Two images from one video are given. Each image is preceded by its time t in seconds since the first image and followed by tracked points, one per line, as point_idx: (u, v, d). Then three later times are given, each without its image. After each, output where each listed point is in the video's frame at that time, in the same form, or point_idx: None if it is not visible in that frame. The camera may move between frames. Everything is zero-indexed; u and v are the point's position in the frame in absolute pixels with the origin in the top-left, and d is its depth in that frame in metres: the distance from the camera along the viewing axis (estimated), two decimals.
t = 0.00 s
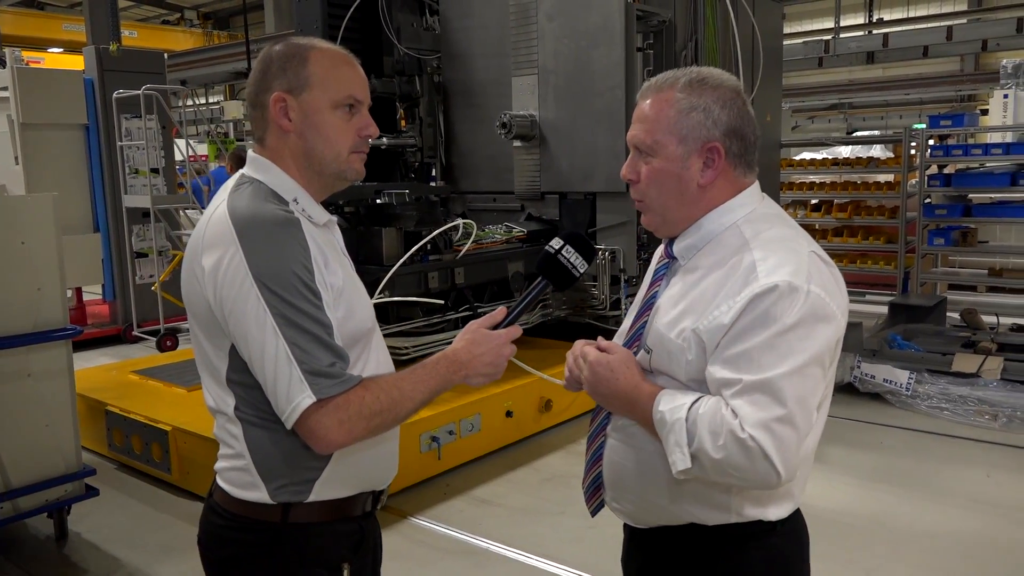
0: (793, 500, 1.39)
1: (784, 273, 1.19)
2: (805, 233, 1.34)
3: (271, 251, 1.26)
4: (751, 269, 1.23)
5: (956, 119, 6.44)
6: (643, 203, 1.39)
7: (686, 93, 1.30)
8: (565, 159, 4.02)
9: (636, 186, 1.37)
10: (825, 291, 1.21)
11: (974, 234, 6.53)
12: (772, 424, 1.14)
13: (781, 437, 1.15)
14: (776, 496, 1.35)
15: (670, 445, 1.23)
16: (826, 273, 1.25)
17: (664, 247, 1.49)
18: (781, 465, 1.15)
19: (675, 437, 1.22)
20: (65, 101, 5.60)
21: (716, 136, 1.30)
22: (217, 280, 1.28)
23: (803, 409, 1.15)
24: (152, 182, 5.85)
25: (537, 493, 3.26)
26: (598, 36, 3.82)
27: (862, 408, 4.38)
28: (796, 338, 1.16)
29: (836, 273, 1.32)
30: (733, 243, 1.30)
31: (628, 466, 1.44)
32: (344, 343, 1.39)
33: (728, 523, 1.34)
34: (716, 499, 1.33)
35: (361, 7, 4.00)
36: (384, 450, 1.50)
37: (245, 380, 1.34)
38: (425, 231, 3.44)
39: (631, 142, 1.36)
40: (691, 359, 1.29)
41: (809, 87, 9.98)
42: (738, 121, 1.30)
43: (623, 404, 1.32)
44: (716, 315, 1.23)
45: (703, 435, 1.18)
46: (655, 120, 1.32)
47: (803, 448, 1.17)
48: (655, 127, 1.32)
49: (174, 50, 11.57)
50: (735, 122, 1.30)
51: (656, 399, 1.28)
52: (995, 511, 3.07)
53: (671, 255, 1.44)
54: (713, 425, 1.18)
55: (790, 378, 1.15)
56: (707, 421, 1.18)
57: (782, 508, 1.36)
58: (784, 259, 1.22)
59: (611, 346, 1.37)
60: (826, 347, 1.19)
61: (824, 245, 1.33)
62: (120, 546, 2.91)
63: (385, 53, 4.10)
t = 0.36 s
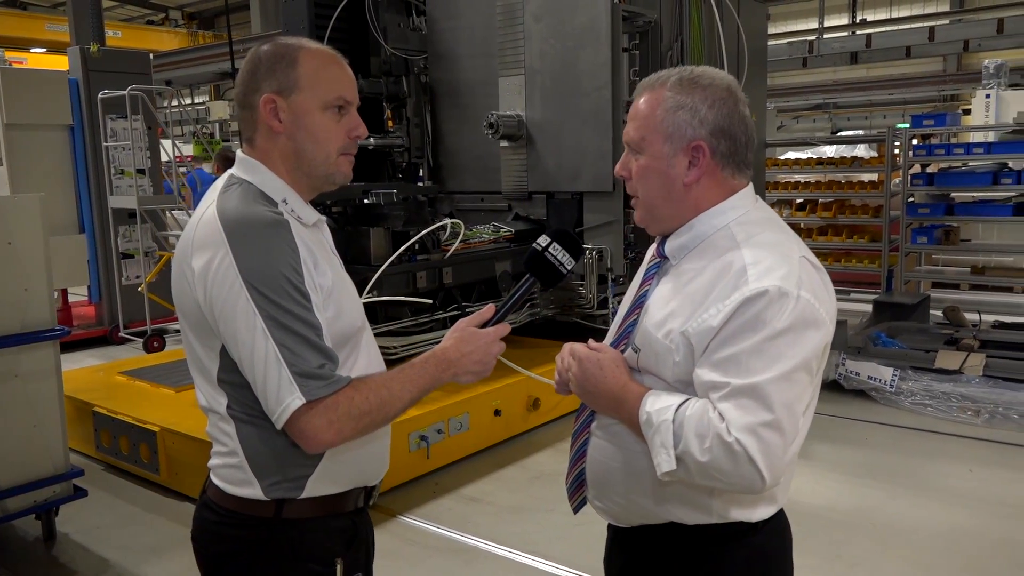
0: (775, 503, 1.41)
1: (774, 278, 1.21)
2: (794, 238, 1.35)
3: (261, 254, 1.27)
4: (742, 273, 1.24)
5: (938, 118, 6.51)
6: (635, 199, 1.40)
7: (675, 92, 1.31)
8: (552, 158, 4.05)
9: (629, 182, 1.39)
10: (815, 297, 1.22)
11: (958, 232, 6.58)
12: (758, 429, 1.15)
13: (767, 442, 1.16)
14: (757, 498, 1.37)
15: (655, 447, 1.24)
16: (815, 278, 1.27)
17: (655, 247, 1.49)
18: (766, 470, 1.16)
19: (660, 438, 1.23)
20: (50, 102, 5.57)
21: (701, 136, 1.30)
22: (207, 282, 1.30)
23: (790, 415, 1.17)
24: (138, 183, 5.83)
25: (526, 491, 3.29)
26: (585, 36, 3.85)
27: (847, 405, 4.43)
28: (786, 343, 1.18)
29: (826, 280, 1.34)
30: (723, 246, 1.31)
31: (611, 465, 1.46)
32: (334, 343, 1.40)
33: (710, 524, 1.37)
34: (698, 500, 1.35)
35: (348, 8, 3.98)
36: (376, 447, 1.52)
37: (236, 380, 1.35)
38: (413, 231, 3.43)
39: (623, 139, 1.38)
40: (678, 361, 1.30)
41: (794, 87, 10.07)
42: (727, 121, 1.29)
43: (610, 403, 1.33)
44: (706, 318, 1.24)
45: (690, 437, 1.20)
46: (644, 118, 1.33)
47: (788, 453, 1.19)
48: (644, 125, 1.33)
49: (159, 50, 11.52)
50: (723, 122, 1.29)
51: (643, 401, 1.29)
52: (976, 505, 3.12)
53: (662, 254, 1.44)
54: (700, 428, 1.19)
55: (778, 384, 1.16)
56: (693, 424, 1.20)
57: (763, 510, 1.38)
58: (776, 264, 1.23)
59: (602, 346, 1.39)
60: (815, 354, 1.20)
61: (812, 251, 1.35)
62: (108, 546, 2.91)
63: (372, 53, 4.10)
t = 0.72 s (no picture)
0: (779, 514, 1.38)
1: (779, 281, 1.19)
2: (800, 241, 1.34)
3: (255, 256, 1.27)
4: (746, 275, 1.23)
5: (931, 119, 6.54)
6: (642, 199, 1.39)
7: (685, 88, 1.31)
8: (547, 158, 4.05)
9: (636, 182, 1.38)
10: (821, 302, 1.21)
11: (949, 232, 6.64)
12: (759, 437, 1.14)
13: (768, 450, 1.15)
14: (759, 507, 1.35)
15: (653, 453, 1.23)
16: (821, 282, 1.25)
17: (660, 248, 1.48)
18: (765, 479, 1.15)
19: (659, 444, 1.22)
20: (42, 99, 5.54)
21: (714, 131, 1.30)
22: (201, 283, 1.30)
23: (792, 424, 1.16)
24: (131, 181, 5.82)
25: (520, 490, 3.29)
26: (579, 36, 3.85)
27: (840, 404, 4.44)
28: (789, 349, 1.16)
29: (834, 285, 1.32)
30: (728, 247, 1.30)
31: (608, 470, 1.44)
32: (328, 345, 1.40)
33: (710, 532, 1.35)
34: (697, 508, 1.33)
35: (342, 6, 3.96)
36: (369, 447, 1.52)
37: (227, 380, 1.35)
38: (407, 231, 3.41)
39: (631, 137, 1.37)
40: (680, 364, 1.29)
41: (787, 87, 10.09)
42: (738, 116, 1.30)
43: (608, 406, 1.33)
44: (709, 321, 1.23)
45: (688, 444, 1.19)
46: (655, 115, 1.32)
47: (790, 462, 1.17)
48: (654, 122, 1.32)
49: (151, 48, 11.48)
50: (735, 116, 1.30)
51: (641, 406, 1.27)
52: (966, 504, 3.14)
53: (667, 256, 1.44)
54: (698, 435, 1.18)
55: (781, 391, 1.15)
56: (692, 430, 1.19)
57: (766, 519, 1.36)
58: (781, 267, 1.22)
59: (604, 350, 1.40)
60: (819, 360, 1.19)
61: (819, 254, 1.33)
62: (101, 546, 2.90)
63: (366, 52, 4.09)
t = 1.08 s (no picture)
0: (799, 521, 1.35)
1: (795, 285, 1.17)
2: (813, 244, 1.32)
3: (243, 258, 1.26)
4: (760, 278, 1.21)
5: (926, 120, 6.55)
6: (658, 189, 1.37)
7: (712, 81, 1.31)
8: (542, 159, 4.05)
9: (653, 172, 1.36)
10: (837, 305, 1.19)
11: (944, 233, 6.62)
12: (782, 449, 1.12)
13: (789, 462, 1.12)
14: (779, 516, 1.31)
15: (671, 469, 1.20)
16: (837, 286, 1.23)
17: (670, 253, 1.46)
18: (788, 491, 1.13)
19: (676, 459, 1.20)
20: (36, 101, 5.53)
21: (740, 123, 1.29)
22: (189, 285, 1.29)
23: (813, 433, 1.13)
24: (126, 183, 5.82)
25: (516, 492, 3.28)
26: (573, 37, 3.85)
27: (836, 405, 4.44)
28: (809, 355, 1.14)
29: (849, 290, 1.30)
30: (742, 251, 1.28)
31: (619, 486, 1.40)
32: (318, 348, 1.39)
33: (728, 545, 1.31)
34: (716, 522, 1.29)
35: (337, 7, 3.95)
36: (364, 452, 1.50)
37: (216, 382, 1.35)
38: (402, 231, 3.43)
39: (652, 126, 1.35)
40: (695, 373, 1.26)
41: (782, 88, 10.11)
42: (764, 113, 1.30)
43: (619, 421, 1.29)
44: (724, 326, 1.21)
45: (707, 458, 1.16)
46: (680, 104, 1.32)
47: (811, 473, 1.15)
48: (678, 110, 1.32)
49: (146, 50, 11.46)
50: (760, 113, 1.30)
51: (655, 421, 1.25)
52: (962, 505, 3.14)
53: (678, 261, 1.42)
54: (717, 448, 1.15)
55: (802, 399, 1.12)
56: (711, 444, 1.16)
57: (788, 528, 1.32)
58: (796, 270, 1.20)
59: (612, 362, 1.34)
60: (837, 366, 1.17)
61: (833, 258, 1.31)
62: (94, 550, 2.88)
63: (361, 53, 4.07)
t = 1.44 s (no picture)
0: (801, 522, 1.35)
1: (802, 287, 1.16)
2: (817, 247, 1.31)
3: (245, 259, 1.24)
4: (767, 280, 1.20)
5: (921, 122, 6.55)
6: (658, 191, 1.36)
7: (714, 81, 1.30)
8: (539, 160, 4.04)
9: (654, 173, 1.36)
10: (844, 307, 1.18)
11: (940, 235, 6.64)
12: (790, 454, 1.11)
13: (798, 466, 1.12)
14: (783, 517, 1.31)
15: (677, 475, 1.18)
16: (843, 289, 1.22)
17: (672, 254, 1.45)
18: (797, 496, 1.12)
19: (682, 465, 1.18)
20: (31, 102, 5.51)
21: (740, 124, 1.28)
22: (190, 287, 1.27)
23: (821, 438, 1.13)
24: (120, 184, 5.84)
25: (512, 495, 3.27)
26: (570, 39, 3.84)
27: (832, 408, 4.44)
28: (818, 358, 1.13)
29: (853, 292, 1.29)
30: (748, 253, 1.27)
31: (622, 491, 1.37)
32: (319, 351, 1.38)
33: (730, 549, 1.30)
34: (721, 527, 1.28)
35: (334, 8, 3.93)
36: (364, 456, 1.49)
37: (216, 386, 1.33)
38: (398, 233, 3.45)
39: (653, 127, 1.35)
40: (701, 375, 1.25)
41: (778, 90, 10.13)
42: (765, 115, 1.29)
43: (619, 429, 1.27)
44: (731, 329, 1.20)
45: (714, 463, 1.15)
46: (682, 105, 1.31)
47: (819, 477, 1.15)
48: (680, 111, 1.31)
49: (142, 50, 11.44)
50: (762, 114, 1.29)
51: (657, 426, 1.23)
52: (959, 507, 3.13)
53: (680, 262, 1.41)
54: (726, 454, 1.14)
55: (810, 404, 1.12)
56: (719, 449, 1.15)
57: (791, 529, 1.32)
58: (803, 272, 1.19)
59: (611, 366, 1.32)
60: (844, 369, 1.16)
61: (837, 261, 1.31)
62: (88, 553, 2.86)
63: (357, 55, 4.03)
